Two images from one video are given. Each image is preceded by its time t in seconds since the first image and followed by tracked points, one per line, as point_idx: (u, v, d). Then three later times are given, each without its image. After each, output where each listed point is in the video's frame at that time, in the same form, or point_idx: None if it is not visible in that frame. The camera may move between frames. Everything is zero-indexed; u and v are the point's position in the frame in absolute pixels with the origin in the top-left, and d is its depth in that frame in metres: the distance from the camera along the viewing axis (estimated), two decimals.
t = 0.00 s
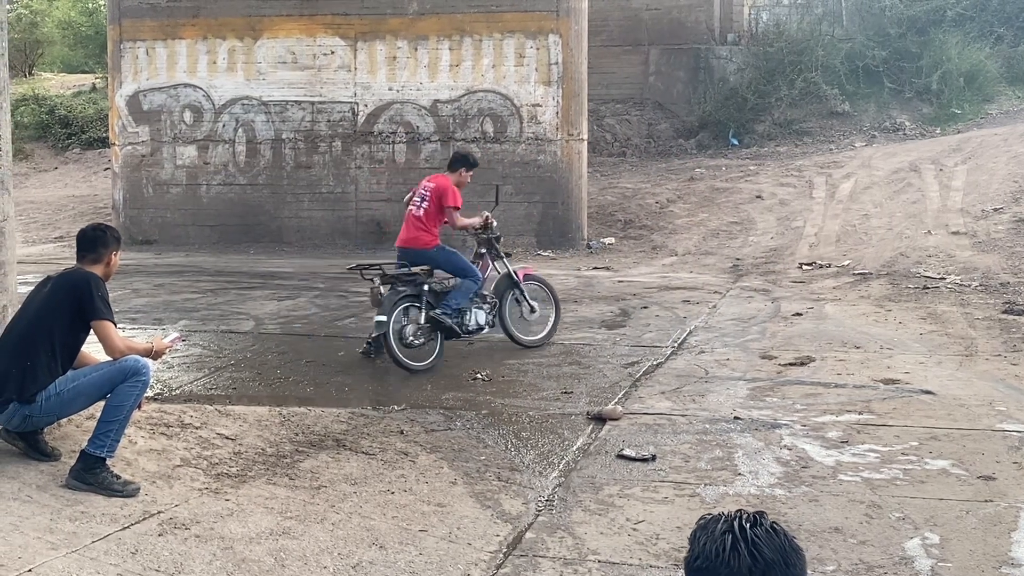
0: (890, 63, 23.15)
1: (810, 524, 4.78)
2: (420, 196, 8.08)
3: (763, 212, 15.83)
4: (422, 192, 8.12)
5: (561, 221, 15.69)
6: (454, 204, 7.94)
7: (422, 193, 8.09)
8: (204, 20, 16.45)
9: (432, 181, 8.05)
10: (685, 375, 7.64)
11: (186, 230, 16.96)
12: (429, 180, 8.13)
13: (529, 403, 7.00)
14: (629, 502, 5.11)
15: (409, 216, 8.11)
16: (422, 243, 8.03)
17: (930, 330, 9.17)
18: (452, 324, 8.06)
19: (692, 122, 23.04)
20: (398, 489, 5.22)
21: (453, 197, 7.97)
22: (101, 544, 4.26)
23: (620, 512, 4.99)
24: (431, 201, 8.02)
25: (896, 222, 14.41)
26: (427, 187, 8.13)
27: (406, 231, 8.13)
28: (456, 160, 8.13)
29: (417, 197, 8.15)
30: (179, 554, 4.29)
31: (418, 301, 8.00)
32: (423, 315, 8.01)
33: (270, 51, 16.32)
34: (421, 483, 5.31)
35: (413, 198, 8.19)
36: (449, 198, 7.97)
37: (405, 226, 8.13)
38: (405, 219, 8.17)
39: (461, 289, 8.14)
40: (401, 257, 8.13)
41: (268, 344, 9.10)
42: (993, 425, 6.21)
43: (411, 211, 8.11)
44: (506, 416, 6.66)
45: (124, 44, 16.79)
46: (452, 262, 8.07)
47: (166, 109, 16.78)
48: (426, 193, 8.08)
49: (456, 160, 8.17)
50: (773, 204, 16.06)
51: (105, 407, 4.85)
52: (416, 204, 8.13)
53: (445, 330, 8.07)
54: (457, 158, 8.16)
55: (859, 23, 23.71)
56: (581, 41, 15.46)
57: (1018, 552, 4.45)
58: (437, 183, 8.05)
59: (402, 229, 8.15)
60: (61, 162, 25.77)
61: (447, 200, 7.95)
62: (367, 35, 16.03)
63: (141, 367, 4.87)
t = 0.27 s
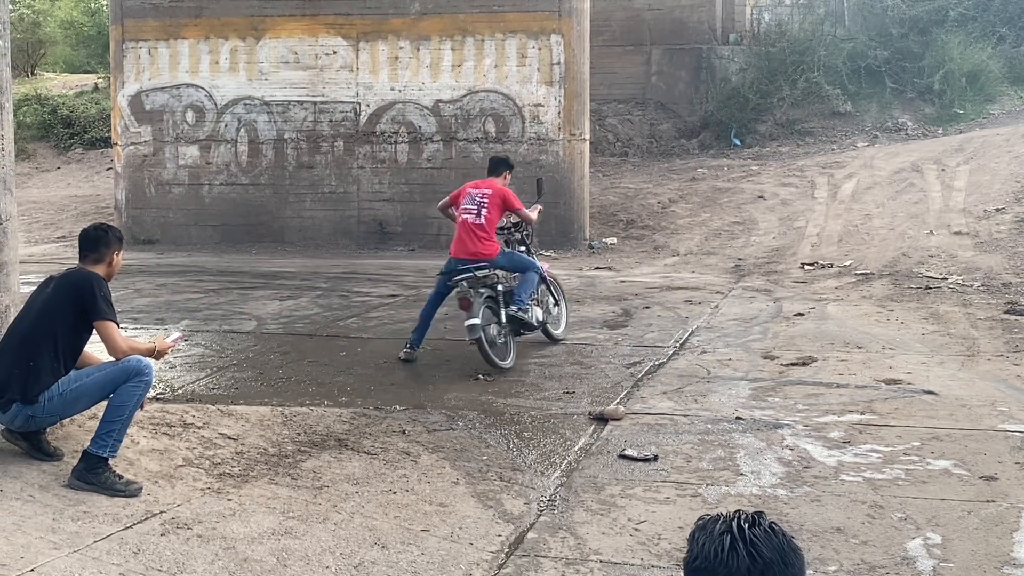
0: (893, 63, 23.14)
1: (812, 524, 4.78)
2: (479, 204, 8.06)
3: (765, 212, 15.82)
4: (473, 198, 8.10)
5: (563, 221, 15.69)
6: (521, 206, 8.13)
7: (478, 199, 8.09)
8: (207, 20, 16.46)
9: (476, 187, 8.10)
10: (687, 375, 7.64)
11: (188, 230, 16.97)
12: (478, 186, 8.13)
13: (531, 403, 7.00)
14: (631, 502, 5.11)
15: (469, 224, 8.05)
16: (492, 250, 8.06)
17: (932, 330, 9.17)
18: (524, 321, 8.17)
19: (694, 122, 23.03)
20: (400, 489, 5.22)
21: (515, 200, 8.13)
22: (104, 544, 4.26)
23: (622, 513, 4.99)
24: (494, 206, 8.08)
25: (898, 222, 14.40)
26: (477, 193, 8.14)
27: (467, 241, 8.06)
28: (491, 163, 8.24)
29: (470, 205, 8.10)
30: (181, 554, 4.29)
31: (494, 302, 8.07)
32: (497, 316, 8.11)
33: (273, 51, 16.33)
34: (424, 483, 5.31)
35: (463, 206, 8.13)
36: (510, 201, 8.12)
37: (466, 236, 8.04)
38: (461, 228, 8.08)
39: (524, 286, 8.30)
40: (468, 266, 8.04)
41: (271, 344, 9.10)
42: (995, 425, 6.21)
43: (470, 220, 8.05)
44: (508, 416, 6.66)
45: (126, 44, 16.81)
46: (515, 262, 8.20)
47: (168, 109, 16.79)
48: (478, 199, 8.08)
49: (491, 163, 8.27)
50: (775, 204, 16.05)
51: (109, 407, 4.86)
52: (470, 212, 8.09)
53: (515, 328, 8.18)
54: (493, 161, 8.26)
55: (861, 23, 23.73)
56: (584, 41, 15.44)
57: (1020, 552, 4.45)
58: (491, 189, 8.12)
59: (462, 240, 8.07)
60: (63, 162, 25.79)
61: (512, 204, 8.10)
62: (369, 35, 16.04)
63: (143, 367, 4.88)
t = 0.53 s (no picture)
0: (894, 63, 23.12)
1: (814, 524, 4.78)
2: (540, 200, 8.14)
3: (766, 212, 15.81)
4: (531, 194, 8.15)
5: (565, 221, 15.69)
6: (576, 198, 8.31)
7: (536, 194, 8.15)
8: (208, 20, 16.47)
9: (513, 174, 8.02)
10: (689, 375, 7.64)
11: (190, 230, 16.98)
12: (533, 182, 8.18)
13: (532, 403, 7.00)
14: (633, 502, 5.11)
15: (533, 220, 8.11)
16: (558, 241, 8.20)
17: (934, 330, 9.16)
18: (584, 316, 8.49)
19: (695, 122, 23.02)
20: (401, 489, 5.22)
21: (570, 192, 8.31)
22: (105, 544, 4.26)
23: (624, 512, 4.99)
24: (552, 200, 8.20)
25: (900, 222, 14.39)
26: (532, 189, 8.20)
27: (534, 236, 8.11)
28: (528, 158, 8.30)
29: (530, 201, 8.13)
30: (183, 553, 4.29)
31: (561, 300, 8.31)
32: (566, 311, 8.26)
33: (274, 51, 16.34)
34: (425, 483, 5.31)
35: (520, 202, 8.13)
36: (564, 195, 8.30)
37: (535, 232, 8.08)
38: (528, 225, 8.10)
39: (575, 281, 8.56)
40: (541, 261, 8.09)
41: (273, 343, 9.10)
42: (996, 425, 6.21)
43: (535, 216, 8.12)
44: (510, 416, 6.66)
45: (128, 43, 16.82)
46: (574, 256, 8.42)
47: (170, 108, 16.80)
48: (536, 194, 8.15)
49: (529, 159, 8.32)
50: (777, 204, 16.05)
51: (110, 407, 4.86)
52: (530, 208, 8.13)
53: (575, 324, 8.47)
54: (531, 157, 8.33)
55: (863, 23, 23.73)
56: (585, 40, 15.39)
57: (1021, 552, 4.44)
58: (546, 183, 8.22)
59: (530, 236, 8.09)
60: (64, 162, 25.80)
61: (568, 196, 8.27)
62: (371, 35, 16.05)
63: (145, 367, 4.88)
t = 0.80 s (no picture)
0: (895, 63, 23.11)
1: (814, 524, 4.78)
2: (587, 194, 8.31)
3: (767, 212, 15.81)
4: (579, 188, 8.28)
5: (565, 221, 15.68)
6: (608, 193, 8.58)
7: (583, 189, 8.30)
8: (209, 19, 16.46)
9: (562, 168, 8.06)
10: (690, 375, 7.64)
11: (190, 230, 16.98)
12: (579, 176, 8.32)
13: (533, 402, 7.01)
14: (633, 502, 5.11)
15: (584, 215, 8.25)
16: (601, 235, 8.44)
17: (935, 330, 9.16)
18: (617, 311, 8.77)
19: (696, 122, 23.02)
20: (402, 489, 5.22)
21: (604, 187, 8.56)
22: (106, 543, 4.26)
23: (624, 512, 4.99)
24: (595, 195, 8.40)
25: (900, 222, 14.38)
26: (577, 184, 8.32)
27: (585, 231, 8.27)
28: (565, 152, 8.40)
29: (579, 195, 8.26)
30: (183, 553, 4.29)
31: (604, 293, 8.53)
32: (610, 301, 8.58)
33: (275, 51, 16.34)
34: (426, 483, 5.32)
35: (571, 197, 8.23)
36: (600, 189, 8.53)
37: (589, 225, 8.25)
38: (581, 219, 8.24)
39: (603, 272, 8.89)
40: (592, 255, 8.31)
41: (274, 343, 9.10)
42: (997, 425, 6.20)
43: (585, 211, 8.27)
44: (511, 416, 6.66)
45: (129, 43, 16.82)
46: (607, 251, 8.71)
47: (170, 108, 16.80)
48: (582, 187, 8.31)
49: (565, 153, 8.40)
50: (778, 204, 16.05)
51: (110, 406, 4.86)
52: (579, 203, 8.27)
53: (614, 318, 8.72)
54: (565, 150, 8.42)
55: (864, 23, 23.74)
56: (586, 40, 15.40)
57: (1022, 552, 4.44)
58: (588, 178, 8.39)
59: (583, 229, 8.25)
60: (65, 161, 25.80)
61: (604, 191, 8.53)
62: (371, 35, 16.05)
63: (145, 366, 4.89)
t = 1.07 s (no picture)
0: (895, 63, 23.10)
1: (815, 523, 4.78)
2: (603, 188, 8.65)
3: (768, 211, 15.81)
4: (595, 182, 8.58)
5: (565, 220, 15.67)
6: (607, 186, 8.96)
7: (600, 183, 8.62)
8: (209, 19, 16.46)
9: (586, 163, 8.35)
10: (690, 375, 7.64)
11: (190, 229, 16.98)
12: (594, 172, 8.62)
13: (534, 401, 7.01)
14: (633, 502, 5.11)
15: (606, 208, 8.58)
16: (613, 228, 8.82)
17: (935, 330, 9.15)
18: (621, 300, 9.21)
19: (696, 121, 23.02)
20: (402, 488, 5.22)
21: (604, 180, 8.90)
22: (106, 543, 4.26)
23: (624, 512, 4.99)
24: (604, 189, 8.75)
25: (901, 222, 14.38)
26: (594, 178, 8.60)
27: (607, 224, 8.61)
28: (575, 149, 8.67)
29: (597, 189, 8.57)
30: (183, 552, 4.29)
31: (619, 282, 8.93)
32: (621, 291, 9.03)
33: (275, 50, 16.34)
34: (426, 482, 5.31)
35: (591, 191, 8.52)
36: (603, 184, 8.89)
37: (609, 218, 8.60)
38: (603, 212, 8.55)
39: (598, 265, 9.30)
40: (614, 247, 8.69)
41: (274, 343, 9.11)
42: (997, 425, 6.20)
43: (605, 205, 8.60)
44: (511, 415, 6.67)
45: (129, 43, 16.82)
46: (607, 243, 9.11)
47: (171, 108, 16.80)
48: (596, 182, 8.63)
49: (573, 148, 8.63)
50: (778, 204, 16.05)
51: (110, 406, 4.86)
52: (598, 197, 8.57)
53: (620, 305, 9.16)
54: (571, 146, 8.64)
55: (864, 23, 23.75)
56: (586, 40, 15.41)
57: (1022, 552, 4.44)
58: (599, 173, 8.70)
59: (605, 221, 8.57)
60: (65, 161, 25.80)
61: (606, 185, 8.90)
62: (372, 34, 16.04)
63: (145, 366, 4.89)
